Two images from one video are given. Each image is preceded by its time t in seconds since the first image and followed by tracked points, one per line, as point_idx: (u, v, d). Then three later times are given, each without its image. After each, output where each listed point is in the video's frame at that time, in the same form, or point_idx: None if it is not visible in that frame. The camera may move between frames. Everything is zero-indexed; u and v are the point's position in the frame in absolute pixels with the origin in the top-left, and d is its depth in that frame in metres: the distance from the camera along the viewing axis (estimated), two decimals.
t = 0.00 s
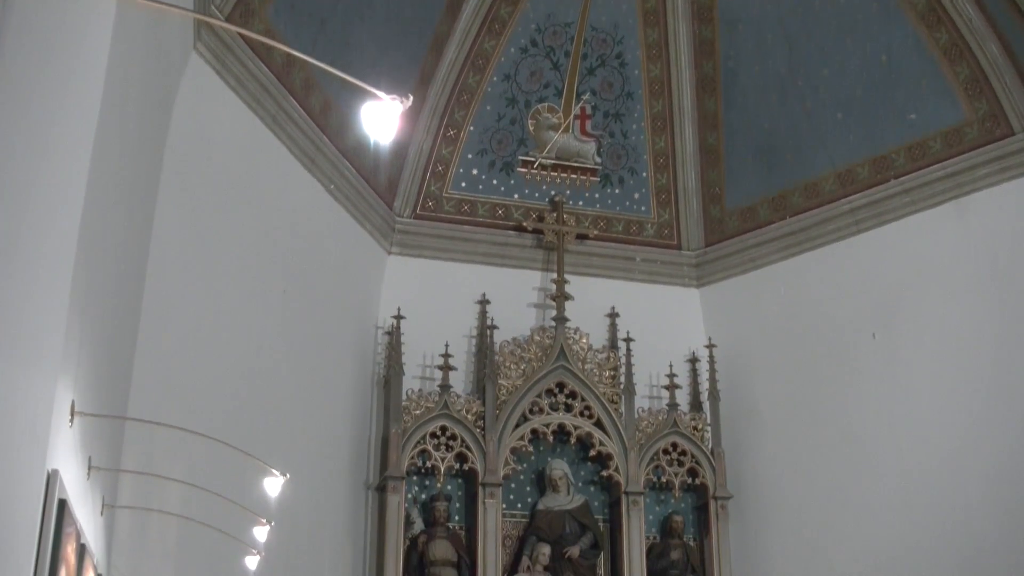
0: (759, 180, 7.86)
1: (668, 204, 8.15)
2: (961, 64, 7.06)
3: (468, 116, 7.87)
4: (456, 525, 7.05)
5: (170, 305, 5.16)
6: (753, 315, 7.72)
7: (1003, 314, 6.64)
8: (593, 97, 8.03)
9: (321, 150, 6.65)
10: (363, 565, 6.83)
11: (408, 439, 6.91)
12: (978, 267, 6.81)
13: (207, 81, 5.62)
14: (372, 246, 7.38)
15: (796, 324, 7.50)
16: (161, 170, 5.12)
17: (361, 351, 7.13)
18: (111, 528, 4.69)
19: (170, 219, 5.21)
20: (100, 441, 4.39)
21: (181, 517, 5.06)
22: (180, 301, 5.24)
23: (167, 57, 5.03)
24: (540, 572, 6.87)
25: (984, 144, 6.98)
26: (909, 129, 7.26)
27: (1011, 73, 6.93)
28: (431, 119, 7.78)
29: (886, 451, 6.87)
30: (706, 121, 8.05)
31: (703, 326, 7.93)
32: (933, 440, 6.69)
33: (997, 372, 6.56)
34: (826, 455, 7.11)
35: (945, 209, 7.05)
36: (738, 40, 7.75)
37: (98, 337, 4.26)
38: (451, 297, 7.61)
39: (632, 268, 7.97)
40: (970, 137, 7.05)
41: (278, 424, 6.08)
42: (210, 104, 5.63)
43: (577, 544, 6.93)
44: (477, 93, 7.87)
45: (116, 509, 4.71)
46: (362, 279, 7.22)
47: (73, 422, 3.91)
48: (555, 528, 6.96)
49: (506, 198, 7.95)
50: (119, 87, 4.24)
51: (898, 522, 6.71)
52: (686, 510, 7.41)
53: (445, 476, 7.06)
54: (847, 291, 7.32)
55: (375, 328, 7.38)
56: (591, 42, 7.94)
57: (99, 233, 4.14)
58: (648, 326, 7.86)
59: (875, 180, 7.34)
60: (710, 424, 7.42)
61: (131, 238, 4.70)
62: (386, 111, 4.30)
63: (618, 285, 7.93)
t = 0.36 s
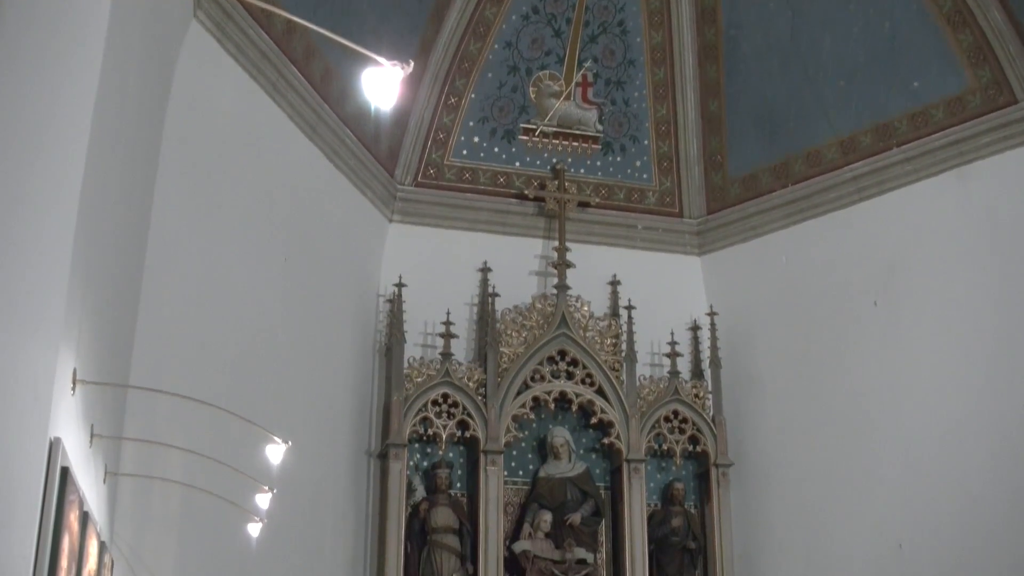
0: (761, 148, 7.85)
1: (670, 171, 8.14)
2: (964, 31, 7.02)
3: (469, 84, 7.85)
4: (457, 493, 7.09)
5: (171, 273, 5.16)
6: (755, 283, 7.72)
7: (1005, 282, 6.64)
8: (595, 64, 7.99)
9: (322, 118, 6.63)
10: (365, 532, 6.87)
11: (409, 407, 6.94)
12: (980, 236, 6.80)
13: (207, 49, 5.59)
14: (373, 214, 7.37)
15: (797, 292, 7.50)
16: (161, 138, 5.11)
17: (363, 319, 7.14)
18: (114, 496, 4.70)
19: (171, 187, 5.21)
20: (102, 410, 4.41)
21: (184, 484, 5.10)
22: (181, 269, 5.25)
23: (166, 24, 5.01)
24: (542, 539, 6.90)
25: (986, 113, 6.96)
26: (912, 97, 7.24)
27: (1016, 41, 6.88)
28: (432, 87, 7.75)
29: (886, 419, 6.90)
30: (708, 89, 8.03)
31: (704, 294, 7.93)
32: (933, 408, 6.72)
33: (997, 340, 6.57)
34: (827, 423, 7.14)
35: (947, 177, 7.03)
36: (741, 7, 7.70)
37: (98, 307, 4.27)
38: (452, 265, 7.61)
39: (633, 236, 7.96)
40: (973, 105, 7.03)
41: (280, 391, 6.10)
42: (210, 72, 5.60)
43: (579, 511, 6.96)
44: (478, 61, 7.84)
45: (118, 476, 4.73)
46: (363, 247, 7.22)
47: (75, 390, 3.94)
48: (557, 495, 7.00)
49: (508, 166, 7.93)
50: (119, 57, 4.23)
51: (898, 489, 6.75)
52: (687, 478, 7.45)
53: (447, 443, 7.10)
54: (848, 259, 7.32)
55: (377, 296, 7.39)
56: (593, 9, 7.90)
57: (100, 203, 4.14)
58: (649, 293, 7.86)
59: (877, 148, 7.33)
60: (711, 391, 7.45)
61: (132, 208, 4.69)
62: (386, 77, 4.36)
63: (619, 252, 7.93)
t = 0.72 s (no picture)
0: (764, 113, 7.81)
1: (673, 136, 8.11)
2: None
3: (471, 48, 7.82)
4: (460, 457, 7.14)
5: (171, 239, 5.15)
6: (757, 248, 7.72)
7: (1008, 249, 6.63)
8: (597, 29, 7.95)
9: (323, 83, 6.60)
10: (367, 496, 6.90)
11: (411, 372, 6.96)
12: (983, 203, 6.79)
13: (207, 15, 5.55)
14: (375, 178, 7.36)
15: (800, 257, 7.50)
16: (161, 104, 5.08)
17: (365, 284, 7.15)
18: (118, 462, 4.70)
19: (171, 153, 5.18)
20: (103, 377, 4.41)
21: (188, 449, 5.14)
22: (182, 236, 5.24)
23: None
24: (544, 503, 6.94)
25: (990, 78, 6.91)
26: (915, 62, 7.21)
27: (1019, 5, 6.75)
28: (434, 52, 7.71)
29: (887, 384, 6.92)
30: (711, 53, 7.99)
31: (707, 259, 7.93)
32: (935, 373, 6.74)
33: (1000, 306, 6.58)
34: (828, 388, 7.16)
35: (950, 143, 7.01)
36: None
37: (100, 277, 4.27)
38: (454, 230, 7.61)
39: (635, 201, 7.95)
40: (977, 70, 6.98)
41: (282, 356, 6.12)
42: (211, 38, 5.57)
43: (581, 476, 7.00)
44: (480, 25, 7.80)
45: (122, 442, 4.73)
46: (364, 213, 7.21)
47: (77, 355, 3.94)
48: (559, 459, 7.04)
49: (510, 131, 7.90)
50: (118, 25, 4.20)
51: (900, 453, 6.78)
52: (689, 443, 7.49)
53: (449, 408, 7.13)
54: (850, 225, 7.31)
55: (379, 262, 7.39)
56: None
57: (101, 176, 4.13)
58: (651, 258, 7.86)
59: (881, 113, 7.30)
60: (713, 356, 7.47)
61: (132, 177, 4.68)
62: (387, 41, 4.38)
63: (622, 217, 7.92)
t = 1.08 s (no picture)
0: (768, 76, 7.78)
1: (676, 99, 8.08)
2: None
3: (474, 11, 7.78)
4: (463, 420, 7.18)
5: (174, 204, 5.15)
6: (760, 211, 7.72)
7: (1011, 215, 6.62)
8: None
9: (325, 47, 6.57)
10: (371, 458, 6.95)
11: (415, 335, 6.99)
12: (987, 168, 6.77)
13: None
14: (378, 141, 7.35)
15: (803, 221, 7.50)
16: (162, 67, 5.05)
17: (368, 248, 7.16)
18: (121, 427, 4.71)
19: (171, 120, 5.16)
20: (106, 342, 4.41)
21: (191, 413, 5.16)
22: (184, 203, 5.23)
23: None
24: (547, 466, 6.98)
25: (995, 41, 6.84)
26: (920, 25, 7.14)
27: None
28: (436, 14, 7.66)
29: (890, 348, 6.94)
30: (714, 17, 7.98)
31: (710, 223, 7.93)
32: (937, 338, 6.75)
33: (1002, 271, 6.58)
34: (831, 353, 7.18)
35: (954, 107, 6.98)
36: None
37: (103, 242, 4.27)
38: (456, 193, 7.60)
39: (638, 164, 7.93)
40: (982, 33, 6.91)
41: (285, 320, 6.14)
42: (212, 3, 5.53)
43: (583, 439, 7.04)
44: None
45: (126, 406, 4.75)
46: (367, 177, 7.21)
47: (82, 317, 3.96)
48: (562, 423, 7.07)
49: (512, 94, 7.87)
50: None
51: (900, 416, 6.82)
52: (691, 406, 7.52)
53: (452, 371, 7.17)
54: (853, 189, 7.31)
55: (381, 225, 7.39)
56: None
57: (101, 141, 4.09)
58: (654, 222, 7.86)
59: (885, 76, 7.26)
60: (716, 320, 7.49)
61: (132, 144, 4.65)
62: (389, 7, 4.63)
63: (625, 180, 7.91)
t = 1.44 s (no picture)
0: (771, 39, 7.75)
1: (679, 62, 8.04)
2: None
3: None
4: (465, 383, 7.21)
5: (175, 169, 5.14)
6: (762, 174, 7.70)
7: (1015, 179, 6.61)
8: None
9: (326, 10, 6.54)
10: (374, 421, 6.99)
11: (417, 298, 6.99)
12: (991, 131, 6.75)
13: None
14: (379, 104, 7.32)
15: (805, 184, 7.48)
16: (162, 31, 5.03)
17: (370, 212, 7.16)
18: (124, 390, 4.73)
19: (172, 85, 5.15)
20: (108, 305, 4.41)
21: (194, 376, 5.18)
22: (185, 168, 5.23)
23: None
24: (549, 429, 7.00)
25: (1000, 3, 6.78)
26: None
27: None
28: None
29: (892, 312, 6.95)
30: None
31: (712, 186, 7.92)
32: (939, 301, 6.76)
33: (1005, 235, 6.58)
34: (833, 317, 7.19)
35: (958, 70, 6.95)
36: None
37: (104, 207, 4.26)
38: (458, 156, 7.59)
39: (641, 126, 7.91)
40: None
41: (287, 283, 6.15)
42: None
43: (585, 402, 7.06)
44: None
45: (129, 369, 4.74)
46: (369, 140, 7.19)
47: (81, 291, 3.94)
48: (564, 385, 7.10)
49: (514, 56, 7.84)
50: None
51: (902, 379, 6.84)
52: (693, 368, 7.54)
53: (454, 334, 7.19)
54: (856, 152, 7.29)
55: (383, 188, 7.39)
56: None
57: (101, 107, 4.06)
58: (657, 185, 7.85)
59: (889, 39, 7.22)
60: (718, 282, 7.50)
61: (133, 109, 4.64)
62: None
63: (627, 143, 7.89)
